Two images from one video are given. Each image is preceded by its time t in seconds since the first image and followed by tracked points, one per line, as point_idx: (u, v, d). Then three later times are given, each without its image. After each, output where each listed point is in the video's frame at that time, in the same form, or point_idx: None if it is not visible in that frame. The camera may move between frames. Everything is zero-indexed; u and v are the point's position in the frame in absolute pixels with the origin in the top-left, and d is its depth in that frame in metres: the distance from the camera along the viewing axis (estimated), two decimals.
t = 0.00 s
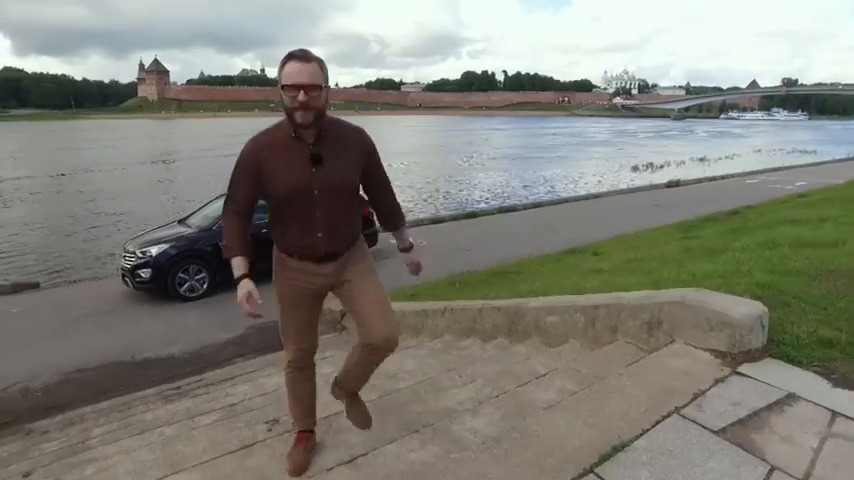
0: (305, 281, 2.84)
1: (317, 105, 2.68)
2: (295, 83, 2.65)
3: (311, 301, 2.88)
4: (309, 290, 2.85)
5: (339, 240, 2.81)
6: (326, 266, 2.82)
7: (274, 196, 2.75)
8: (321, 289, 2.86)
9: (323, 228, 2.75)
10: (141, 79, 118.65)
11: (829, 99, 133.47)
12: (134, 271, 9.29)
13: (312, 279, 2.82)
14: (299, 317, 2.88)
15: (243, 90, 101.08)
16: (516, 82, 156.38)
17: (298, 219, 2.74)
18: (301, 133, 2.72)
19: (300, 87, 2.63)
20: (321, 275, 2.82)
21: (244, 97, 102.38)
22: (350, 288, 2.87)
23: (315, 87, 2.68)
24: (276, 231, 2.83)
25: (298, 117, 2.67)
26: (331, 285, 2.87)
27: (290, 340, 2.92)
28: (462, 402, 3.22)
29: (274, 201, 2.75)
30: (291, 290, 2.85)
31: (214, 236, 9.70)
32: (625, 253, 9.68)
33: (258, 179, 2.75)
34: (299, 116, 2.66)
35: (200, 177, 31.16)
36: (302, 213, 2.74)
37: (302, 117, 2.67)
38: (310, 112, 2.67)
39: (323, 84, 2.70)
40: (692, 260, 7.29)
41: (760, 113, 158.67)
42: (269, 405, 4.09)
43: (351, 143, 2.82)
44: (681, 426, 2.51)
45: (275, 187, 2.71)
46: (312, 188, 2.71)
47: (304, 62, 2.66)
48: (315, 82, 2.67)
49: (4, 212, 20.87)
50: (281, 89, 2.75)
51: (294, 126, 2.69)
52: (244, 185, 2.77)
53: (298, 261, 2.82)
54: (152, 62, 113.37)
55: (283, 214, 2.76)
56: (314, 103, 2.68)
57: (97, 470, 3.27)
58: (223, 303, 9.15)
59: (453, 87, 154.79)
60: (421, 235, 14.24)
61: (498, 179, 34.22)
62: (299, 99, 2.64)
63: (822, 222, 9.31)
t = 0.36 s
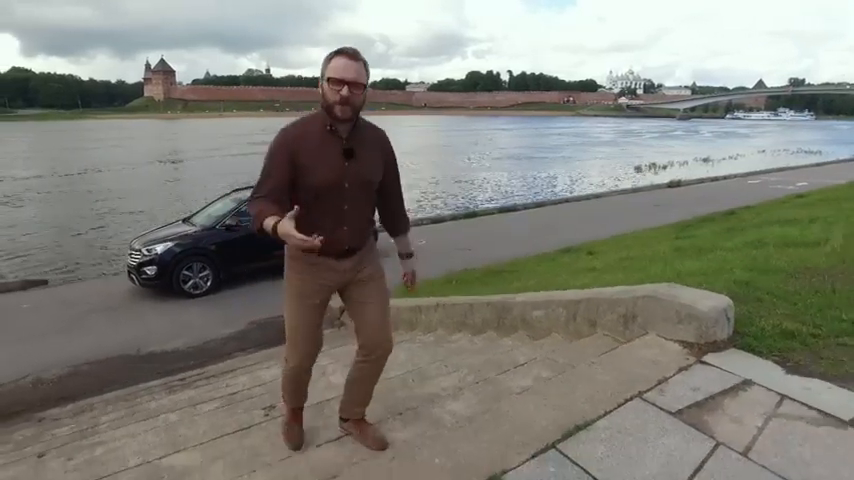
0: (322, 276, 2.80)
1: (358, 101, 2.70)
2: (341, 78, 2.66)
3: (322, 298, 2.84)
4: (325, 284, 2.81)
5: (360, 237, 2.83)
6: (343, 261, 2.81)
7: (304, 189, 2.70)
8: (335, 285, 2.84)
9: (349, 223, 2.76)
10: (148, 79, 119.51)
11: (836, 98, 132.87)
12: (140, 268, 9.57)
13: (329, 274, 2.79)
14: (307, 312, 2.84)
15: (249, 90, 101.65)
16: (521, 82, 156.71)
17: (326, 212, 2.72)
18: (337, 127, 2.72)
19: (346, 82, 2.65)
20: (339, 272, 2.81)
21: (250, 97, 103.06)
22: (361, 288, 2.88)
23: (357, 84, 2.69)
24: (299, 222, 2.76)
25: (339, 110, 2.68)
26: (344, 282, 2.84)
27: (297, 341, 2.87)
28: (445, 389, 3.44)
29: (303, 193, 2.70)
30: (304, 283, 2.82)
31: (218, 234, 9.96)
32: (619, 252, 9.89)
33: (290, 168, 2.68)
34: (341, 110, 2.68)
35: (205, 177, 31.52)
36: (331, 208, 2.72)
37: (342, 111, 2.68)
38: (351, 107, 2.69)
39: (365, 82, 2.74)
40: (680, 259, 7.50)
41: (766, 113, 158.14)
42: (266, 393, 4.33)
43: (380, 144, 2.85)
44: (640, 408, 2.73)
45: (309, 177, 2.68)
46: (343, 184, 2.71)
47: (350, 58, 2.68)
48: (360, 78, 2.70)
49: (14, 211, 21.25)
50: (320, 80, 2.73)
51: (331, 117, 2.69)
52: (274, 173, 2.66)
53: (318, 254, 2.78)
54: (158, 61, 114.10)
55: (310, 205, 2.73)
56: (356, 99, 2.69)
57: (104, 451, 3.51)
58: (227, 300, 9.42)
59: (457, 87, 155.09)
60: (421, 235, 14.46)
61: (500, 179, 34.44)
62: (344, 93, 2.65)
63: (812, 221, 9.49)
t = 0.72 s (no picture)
0: (314, 260, 2.79)
1: (353, 88, 2.72)
2: (336, 65, 2.69)
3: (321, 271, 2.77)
4: (318, 266, 2.78)
5: (351, 228, 2.85)
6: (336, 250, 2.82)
7: (297, 177, 2.76)
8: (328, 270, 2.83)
9: (342, 213, 2.79)
10: (150, 79, 120.01)
11: (837, 98, 132.75)
12: (139, 267, 9.82)
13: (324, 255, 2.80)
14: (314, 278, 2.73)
15: (251, 90, 101.94)
16: (522, 82, 156.92)
17: (318, 200, 2.76)
18: (333, 115, 2.75)
19: (341, 67, 2.68)
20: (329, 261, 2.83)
21: (251, 97, 103.44)
22: (346, 277, 2.91)
23: (353, 70, 2.72)
24: (291, 211, 2.81)
25: (333, 96, 2.70)
26: (337, 270, 2.85)
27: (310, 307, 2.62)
28: (419, 377, 3.67)
29: (296, 181, 2.77)
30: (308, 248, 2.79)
31: (215, 234, 10.22)
32: (607, 251, 10.10)
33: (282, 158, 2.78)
34: (335, 95, 2.70)
35: (206, 176, 31.83)
36: (323, 196, 2.76)
37: (337, 97, 2.71)
38: (347, 94, 2.71)
39: (362, 70, 2.75)
40: (662, 257, 7.73)
41: (769, 112, 157.49)
42: (256, 384, 4.57)
43: (376, 134, 2.83)
44: (593, 394, 2.95)
45: (302, 166, 2.73)
46: (335, 173, 2.73)
47: (346, 45, 2.71)
48: (356, 64, 2.71)
49: (17, 211, 21.56)
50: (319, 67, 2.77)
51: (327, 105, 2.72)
52: (269, 161, 2.79)
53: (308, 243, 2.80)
54: (160, 60, 114.49)
55: (303, 193, 2.77)
56: (351, 85, 2.71)
57: (101, 436, 3.75)
58: (223, 298, 9.68)
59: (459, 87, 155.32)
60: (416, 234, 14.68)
61: (499, 179, 34.67)
62: (338, 79, 2.68)
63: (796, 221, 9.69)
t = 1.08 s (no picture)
0: (305, 254, 2.90)
1: (331, 68, 2.82)
2: (312, 45, 2.79)
3: (310, 280, 2.89)
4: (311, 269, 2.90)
5: (340, 214, 2.92)
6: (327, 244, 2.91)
7: (283, 163, 2.82)
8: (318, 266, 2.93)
9: (329, 200, 2.86)
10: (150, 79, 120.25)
11: (838, 98, 132.54)
12: (138, 266, 10.07)
13: (314, 258, 2.89)
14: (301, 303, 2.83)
15: (251, 90, 102.16)
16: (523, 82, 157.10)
17: (305, 187, 2.83)
18: (312, 98, 2.83)
19: (317, 47, 2.78)
20: (321, 251, 2.90)
21: (252, 97, 103.64)
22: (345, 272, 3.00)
23: (330, 49, 2.82)
24: (279, 200, 2.89)
25: (312, 77, 2.78)
26: (329, 264, 2.95)
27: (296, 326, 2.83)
28: (395, 368, 3.92)
29: (281, 169, 2.83)
30: (293, 268, 2.87)
31: (212, 234, 10.49)
32: (595, 250, 10.33)
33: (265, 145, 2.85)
34: (314, 76, 2.78)
35: (206, 177, 32.11)
36: (309, 182, 2.83)
37: (315, 78, 2.78)
38: (325, 73, 2.80)
39: (338, 50, 2.85)
40: (644, 257, 7.96)
41: (769, 112, 157.49)
42: (245, 376, 4.83)
43: (358, 117, 2.93)
44: (549, 382, 3.19)
45: (286, 152, 2.79)
46: (321, 157, 2.80)
47: (321, 26, 2.81)
48: (331, 44, 2.82)
49: (20, 211, 21.85)
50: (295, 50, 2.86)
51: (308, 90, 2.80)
52: (253, 151, 2.87)
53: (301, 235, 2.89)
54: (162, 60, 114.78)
55: (290, 180, 2.84)
56: (329, 65, 2.81)
57: (98, 424, 4.01)
58: (220, 296, 9.93)
59: (459, 87, 155.50)
60: (411, 234, 14.92)
61: (497, 180, 34.89)
62: (315, 59, 2.77)
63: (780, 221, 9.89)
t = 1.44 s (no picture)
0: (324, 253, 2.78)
1: (364, 75, 2.68)
2: (349, 50, 2.63)
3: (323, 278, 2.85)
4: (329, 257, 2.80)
5: (363, 216, 2.82)
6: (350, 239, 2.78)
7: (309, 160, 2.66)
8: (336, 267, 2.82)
9: (354, 199, 2.75)
10: (151, 79, 120.55)
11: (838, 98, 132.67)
12: (139, 262, 10.39)
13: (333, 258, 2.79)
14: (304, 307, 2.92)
15: (252, 90, 102.46)
16: (523, 82, 157.31)
17: (332, 185, 2.69)
18: (342, 100, 2.70)
19: (354, 54, 2.62)
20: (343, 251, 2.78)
21: (252, 97, 103.96)
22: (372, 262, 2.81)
23: (364, 55, 2.67)
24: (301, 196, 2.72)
25: (343, 82, 2.65)
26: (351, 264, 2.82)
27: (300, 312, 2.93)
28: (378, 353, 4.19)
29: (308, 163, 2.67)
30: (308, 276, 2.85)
31: (211, 231, 10.79)
32: (584, 248, 10.61)
33: (292, 139, 2.67)
34: (346, 81, 2.65)
35: (206, 176, 32.42)
36: (336, 180, 2.69)
37: (347, 84, 2.66)
38: (357, 81, 2.66)
39: (372, 58, 2.72)
40: (628, 253, 8.25)
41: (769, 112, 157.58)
42: (239, 363, 5.13)
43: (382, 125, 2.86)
44: (516, 364, 3.49)
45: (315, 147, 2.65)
46: (349, 156, 2.68)
47: (358, 30, 2.67)
48: (366, 52, 2.67)
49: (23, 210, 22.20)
50: (327, 52, 2.70)
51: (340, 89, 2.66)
52: (278, 143, 2.66)
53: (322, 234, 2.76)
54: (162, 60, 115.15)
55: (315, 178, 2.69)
56: (362, 73, 2.67)
57: (102, 405, 4.31)
58: (218, 292, 10.24)
59: (459, 87, 155.76)
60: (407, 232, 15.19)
61: (494, 179, 35.18)
62: (350, 65, 2.62)
63: (763, 219, 10.18)
